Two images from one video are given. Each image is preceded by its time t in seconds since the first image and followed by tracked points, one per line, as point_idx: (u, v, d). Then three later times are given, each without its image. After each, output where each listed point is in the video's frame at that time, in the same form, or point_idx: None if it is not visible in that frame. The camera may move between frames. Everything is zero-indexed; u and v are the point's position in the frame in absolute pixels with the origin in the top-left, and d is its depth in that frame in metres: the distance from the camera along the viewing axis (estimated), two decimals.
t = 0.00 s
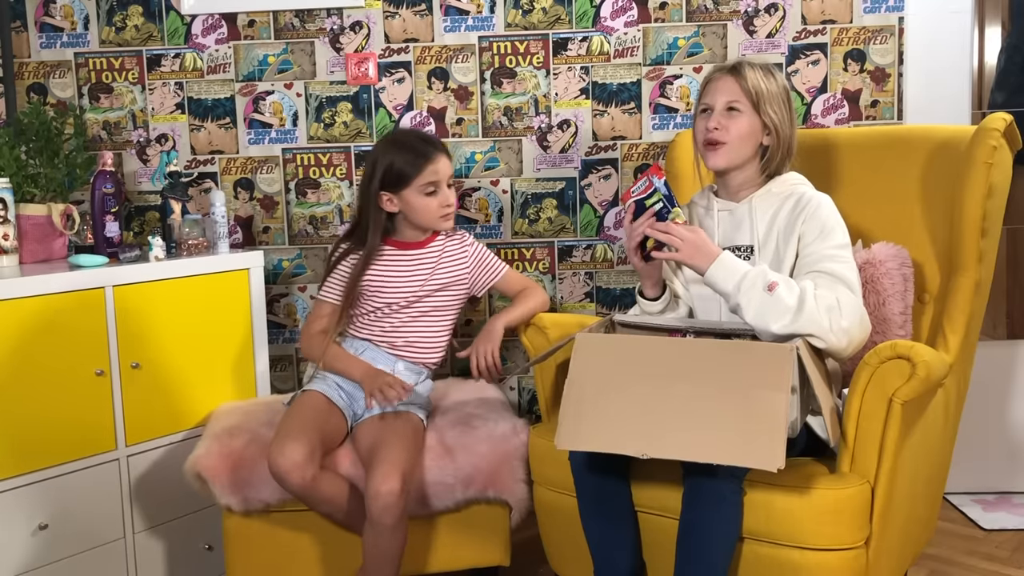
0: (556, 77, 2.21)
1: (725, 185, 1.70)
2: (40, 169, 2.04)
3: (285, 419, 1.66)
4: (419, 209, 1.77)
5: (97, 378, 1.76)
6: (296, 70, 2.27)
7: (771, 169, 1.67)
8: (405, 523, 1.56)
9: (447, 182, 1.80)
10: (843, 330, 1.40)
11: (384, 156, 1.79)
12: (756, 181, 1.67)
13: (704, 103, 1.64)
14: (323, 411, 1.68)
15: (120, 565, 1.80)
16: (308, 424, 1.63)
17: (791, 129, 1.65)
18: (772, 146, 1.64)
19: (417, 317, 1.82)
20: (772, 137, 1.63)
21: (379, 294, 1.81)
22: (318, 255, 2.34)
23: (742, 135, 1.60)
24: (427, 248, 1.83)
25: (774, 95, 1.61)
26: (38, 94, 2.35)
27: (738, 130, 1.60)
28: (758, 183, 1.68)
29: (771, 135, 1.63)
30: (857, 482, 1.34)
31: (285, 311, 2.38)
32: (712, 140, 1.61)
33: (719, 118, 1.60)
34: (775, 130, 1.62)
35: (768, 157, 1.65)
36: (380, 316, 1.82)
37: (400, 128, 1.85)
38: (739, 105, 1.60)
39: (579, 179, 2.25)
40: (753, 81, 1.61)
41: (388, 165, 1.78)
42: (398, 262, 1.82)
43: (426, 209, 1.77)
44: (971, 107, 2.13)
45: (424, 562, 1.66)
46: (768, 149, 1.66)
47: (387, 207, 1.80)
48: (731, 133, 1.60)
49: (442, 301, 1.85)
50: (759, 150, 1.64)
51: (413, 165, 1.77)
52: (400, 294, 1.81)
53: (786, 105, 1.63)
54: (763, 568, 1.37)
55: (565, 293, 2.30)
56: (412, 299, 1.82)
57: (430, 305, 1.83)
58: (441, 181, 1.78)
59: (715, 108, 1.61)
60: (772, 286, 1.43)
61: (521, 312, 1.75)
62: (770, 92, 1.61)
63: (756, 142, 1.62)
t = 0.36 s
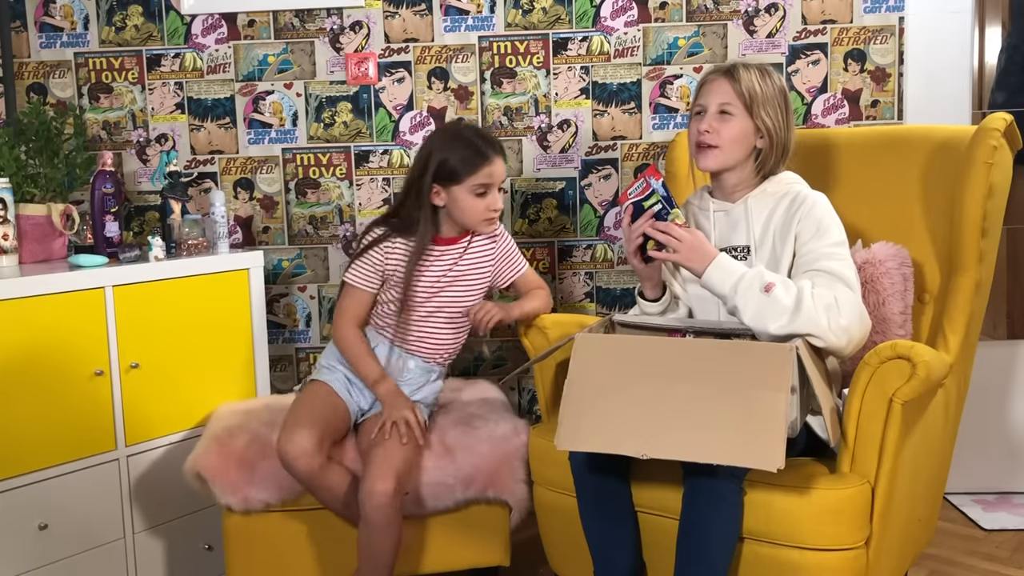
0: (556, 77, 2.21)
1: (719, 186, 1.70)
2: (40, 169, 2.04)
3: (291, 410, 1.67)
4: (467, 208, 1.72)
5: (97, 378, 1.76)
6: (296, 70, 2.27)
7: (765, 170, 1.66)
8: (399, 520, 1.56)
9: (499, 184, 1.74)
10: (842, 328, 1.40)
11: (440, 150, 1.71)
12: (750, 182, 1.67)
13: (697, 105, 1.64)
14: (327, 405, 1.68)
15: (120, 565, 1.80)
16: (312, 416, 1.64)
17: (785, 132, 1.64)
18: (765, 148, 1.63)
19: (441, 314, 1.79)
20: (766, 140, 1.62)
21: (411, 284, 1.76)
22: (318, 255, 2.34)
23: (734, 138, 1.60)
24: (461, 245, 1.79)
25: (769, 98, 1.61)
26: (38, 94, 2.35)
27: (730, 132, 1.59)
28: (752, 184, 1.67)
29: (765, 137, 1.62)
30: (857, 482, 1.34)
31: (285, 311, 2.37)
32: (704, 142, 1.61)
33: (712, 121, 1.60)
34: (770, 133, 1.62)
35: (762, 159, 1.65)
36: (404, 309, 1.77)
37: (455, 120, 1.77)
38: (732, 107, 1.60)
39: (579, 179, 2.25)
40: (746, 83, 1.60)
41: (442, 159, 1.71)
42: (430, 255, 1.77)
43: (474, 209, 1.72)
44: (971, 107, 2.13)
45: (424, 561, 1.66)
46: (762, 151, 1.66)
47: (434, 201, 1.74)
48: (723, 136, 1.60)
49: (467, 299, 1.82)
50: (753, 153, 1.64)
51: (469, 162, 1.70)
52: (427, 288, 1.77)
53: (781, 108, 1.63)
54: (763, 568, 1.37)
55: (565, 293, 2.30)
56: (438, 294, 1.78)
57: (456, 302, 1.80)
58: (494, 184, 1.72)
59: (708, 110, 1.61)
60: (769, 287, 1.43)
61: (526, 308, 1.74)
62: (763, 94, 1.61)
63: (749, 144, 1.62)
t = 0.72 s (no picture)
0: (556, 77, 2.21)
1: (720, 187, 1.70)
2: (40, 169, 2.04)
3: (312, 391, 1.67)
4: (468, 188, 1.72)
5: (97, 378, 1.76)
6: (296, 70, 2.27)
7: (767, 170, 1.66)
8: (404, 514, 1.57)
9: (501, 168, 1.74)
10: (842, 328, 1.40)
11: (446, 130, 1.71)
12: (751, 183, 1.67)
13: (698, 107, 1.64)
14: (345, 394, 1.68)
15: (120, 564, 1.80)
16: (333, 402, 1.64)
17: (787, 132, 1.64)
18: (766, 149, 1.63)
19: (441, 293, 1.78)
20: (767, 141, 1.62)
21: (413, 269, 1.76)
22: (318, 255, 2.34)
23: (736, 140, 1.60)
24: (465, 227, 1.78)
25: (770, 98, 1.61)
26: (38, 94, 2.35)
27: (732, 134, 1.60)
28: (754, 184, 1.68)
29: (767, 138, 1.62)
30: (857, 482, 1.34)
31: (285, 311, 2.37)
32: (706, 145, 1.61)
33: (713, 124, 1.60)
34: (771, 133, 1.62)
35: (764, 160, 1.65)
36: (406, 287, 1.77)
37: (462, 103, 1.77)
38: (733, 108, 1.60)
39: (579, 179, 2.25)
40: (747, 84, 1.60)
41: (447, 140, 1.71)
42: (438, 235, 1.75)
43: (473, 190, 1.72)
44: (971, 107, 2.13)
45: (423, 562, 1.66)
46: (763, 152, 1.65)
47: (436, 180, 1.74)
48: (725, 138, 1.60)
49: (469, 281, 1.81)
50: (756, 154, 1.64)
51: (473, 142, 1.69)
52: (429, 268, 1.76)
53: (781, 108, 1.63)
54: (763, 568, 1.37)
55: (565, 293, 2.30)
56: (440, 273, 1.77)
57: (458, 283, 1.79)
58: (497, 166, 1.72)
59: (709, 112, 1.61)
60: (769, 288, 1.43)
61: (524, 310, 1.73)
62: (764, 96, 1.61)
63: (751, 145, 1.62)
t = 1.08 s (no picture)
0: (556, 77, 2.21)
1: (724, 190, 1.70)
2: (40, 169, 2.04)
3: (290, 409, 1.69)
4: (411, 190, 1.74)
5: (97, 378, 1.76)
6: (296, 70, 2.27)
7: (773, 175, 1.66)
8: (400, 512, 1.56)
9: (441, 167, 1.76)
10: (844, 333, 1.40)
11: (382, 138, 1.76)
12: (756, 187, 1.67)
13: (703, 113, 1.62)
14: (329, 404, 1.68)
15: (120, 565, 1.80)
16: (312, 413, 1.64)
17: (791, 135, 1.64)
18: (773, 154, 1.63)
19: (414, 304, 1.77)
20: (773, 145, 1.62)
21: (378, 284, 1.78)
22: (318, 255, 2.34)
23: (744, 148, 1.59)
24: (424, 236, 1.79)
25: (776, 103, 1.60)
26: (38, 94, 2.35)
27: (740, 142, 1.59)
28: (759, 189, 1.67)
29: (773, 143, 1.62)
30: (857, 482, 1.34)
31: (285, 311, 2.37)
32: (714, 155, 1.61)
33: (721, 132, 1.59)
34: (777, 138, 1.61)
35: (770, 165, 1.65)
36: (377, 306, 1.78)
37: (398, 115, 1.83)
38: (741, 116, 1.59)
39: (579, 179, 2.25)
40: (754, 90, 1.59)
41: (385, 148, 1.75)
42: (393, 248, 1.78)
43: (416, 191, 1.74)
44: (972, 107, 2.13)
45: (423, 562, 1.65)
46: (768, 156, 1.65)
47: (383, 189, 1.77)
48: (732, 147, 1.59)
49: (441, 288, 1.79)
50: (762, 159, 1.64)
51: (409, 145, 1.74)
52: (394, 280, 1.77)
53: (785, 111, 1.62)
54: (763, 568, 1.37)
55: (565, 293, 2.29)
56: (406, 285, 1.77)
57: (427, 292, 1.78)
58: (435, 166, 1.75)
59: (717, 120, 1.60)
60: (771, 293, 1.42)
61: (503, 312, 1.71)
62: (770, 101, 1.60)
63: (758, 151, 1.62)
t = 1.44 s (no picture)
0: (556, 77, 2.21)
1: (724, 190, 1.70)
2: (40, 169, 2.04)
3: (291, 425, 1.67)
4: (418, 195, 1.73)
5: (97, 378, 1.76)
6: (296, 70, 2.27)
7: (771, 173, 1.66)
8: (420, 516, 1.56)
9: (449, 172, 1.75)
10: (844, 334, 1.40)
11: (392, 138, 1.76)
12: (753, 187, 1.67)
13: (696, 119, 1.62)
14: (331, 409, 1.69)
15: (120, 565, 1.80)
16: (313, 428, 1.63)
17: (785, 133, 1.64)
18: (768, 152, 1.63)
19: (417, 306, 1.77)
20: (768, 145, 1.62)
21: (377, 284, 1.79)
22: (318, 255, 2.34)
23: (739, 151, 1.60)
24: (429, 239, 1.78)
25: (769, 105, 1.60)
26: (38, 94, 2.35)
27: (735, 146, 1.59)
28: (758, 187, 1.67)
29: (767, 144, 1.62)
30: (857, 482, 1.34)
31: (285, 311, 2.37)
32: (709, 160, 1.61)
33: (715, 137, 1.59)
34: (771, 139, 1.62)
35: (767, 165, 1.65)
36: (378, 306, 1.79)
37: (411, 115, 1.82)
38: (734, 120, 1.59)
39: (579, 179, 2.25)
40: (744, 92, 1.59)
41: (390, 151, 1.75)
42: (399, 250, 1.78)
43: (421, 195, 1.73)
44: (971, 107, 2.13)
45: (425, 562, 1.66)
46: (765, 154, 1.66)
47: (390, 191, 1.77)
48: (727, 151, 1.59)
49: (445, 291, 1.79)
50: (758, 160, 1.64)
51: (418, 146, 1.73)
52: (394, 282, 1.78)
53: (778, 111, 1.62)
54: (763, 568, 1.37)
55: (565, 293, 2.30)
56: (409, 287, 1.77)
57: (429, 294, 1.77)
58: (442, 169, 1.73)
59: (710, 125, 1.60)
60: (772, 293, 1.42)
61: (503, 316, 1.68)
62: (761, 101, 1.59)
63: (753, 153, 1.62)
